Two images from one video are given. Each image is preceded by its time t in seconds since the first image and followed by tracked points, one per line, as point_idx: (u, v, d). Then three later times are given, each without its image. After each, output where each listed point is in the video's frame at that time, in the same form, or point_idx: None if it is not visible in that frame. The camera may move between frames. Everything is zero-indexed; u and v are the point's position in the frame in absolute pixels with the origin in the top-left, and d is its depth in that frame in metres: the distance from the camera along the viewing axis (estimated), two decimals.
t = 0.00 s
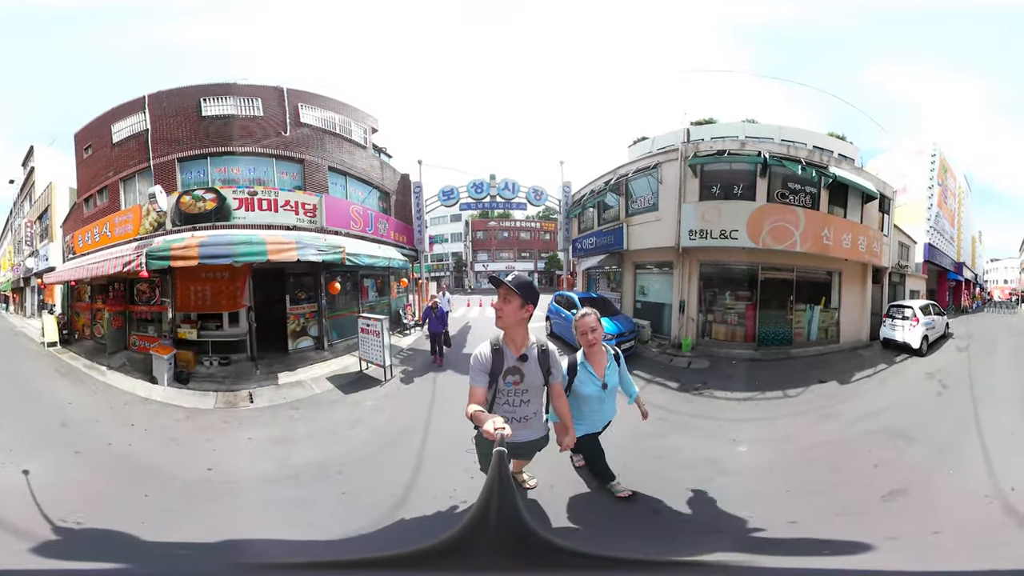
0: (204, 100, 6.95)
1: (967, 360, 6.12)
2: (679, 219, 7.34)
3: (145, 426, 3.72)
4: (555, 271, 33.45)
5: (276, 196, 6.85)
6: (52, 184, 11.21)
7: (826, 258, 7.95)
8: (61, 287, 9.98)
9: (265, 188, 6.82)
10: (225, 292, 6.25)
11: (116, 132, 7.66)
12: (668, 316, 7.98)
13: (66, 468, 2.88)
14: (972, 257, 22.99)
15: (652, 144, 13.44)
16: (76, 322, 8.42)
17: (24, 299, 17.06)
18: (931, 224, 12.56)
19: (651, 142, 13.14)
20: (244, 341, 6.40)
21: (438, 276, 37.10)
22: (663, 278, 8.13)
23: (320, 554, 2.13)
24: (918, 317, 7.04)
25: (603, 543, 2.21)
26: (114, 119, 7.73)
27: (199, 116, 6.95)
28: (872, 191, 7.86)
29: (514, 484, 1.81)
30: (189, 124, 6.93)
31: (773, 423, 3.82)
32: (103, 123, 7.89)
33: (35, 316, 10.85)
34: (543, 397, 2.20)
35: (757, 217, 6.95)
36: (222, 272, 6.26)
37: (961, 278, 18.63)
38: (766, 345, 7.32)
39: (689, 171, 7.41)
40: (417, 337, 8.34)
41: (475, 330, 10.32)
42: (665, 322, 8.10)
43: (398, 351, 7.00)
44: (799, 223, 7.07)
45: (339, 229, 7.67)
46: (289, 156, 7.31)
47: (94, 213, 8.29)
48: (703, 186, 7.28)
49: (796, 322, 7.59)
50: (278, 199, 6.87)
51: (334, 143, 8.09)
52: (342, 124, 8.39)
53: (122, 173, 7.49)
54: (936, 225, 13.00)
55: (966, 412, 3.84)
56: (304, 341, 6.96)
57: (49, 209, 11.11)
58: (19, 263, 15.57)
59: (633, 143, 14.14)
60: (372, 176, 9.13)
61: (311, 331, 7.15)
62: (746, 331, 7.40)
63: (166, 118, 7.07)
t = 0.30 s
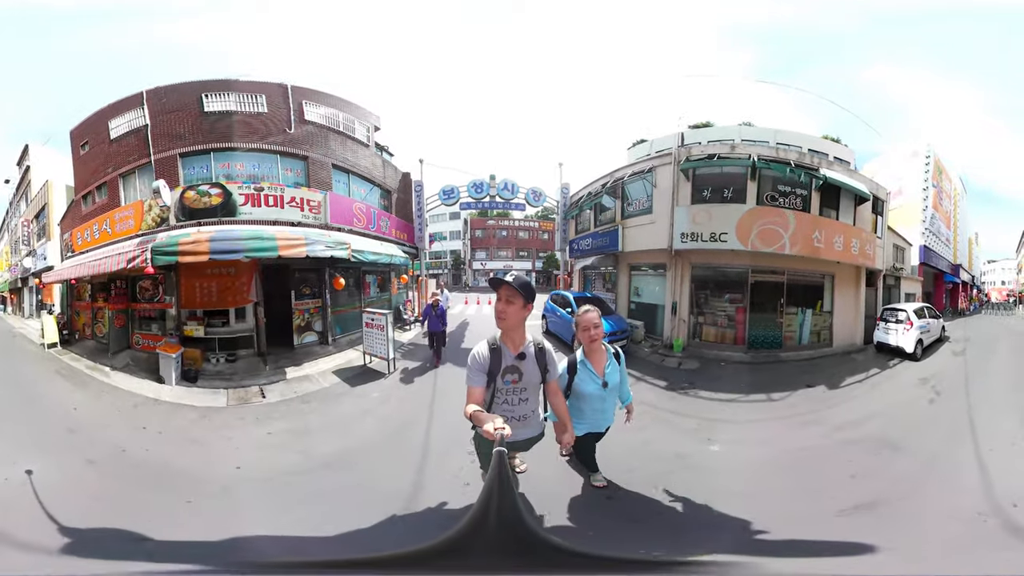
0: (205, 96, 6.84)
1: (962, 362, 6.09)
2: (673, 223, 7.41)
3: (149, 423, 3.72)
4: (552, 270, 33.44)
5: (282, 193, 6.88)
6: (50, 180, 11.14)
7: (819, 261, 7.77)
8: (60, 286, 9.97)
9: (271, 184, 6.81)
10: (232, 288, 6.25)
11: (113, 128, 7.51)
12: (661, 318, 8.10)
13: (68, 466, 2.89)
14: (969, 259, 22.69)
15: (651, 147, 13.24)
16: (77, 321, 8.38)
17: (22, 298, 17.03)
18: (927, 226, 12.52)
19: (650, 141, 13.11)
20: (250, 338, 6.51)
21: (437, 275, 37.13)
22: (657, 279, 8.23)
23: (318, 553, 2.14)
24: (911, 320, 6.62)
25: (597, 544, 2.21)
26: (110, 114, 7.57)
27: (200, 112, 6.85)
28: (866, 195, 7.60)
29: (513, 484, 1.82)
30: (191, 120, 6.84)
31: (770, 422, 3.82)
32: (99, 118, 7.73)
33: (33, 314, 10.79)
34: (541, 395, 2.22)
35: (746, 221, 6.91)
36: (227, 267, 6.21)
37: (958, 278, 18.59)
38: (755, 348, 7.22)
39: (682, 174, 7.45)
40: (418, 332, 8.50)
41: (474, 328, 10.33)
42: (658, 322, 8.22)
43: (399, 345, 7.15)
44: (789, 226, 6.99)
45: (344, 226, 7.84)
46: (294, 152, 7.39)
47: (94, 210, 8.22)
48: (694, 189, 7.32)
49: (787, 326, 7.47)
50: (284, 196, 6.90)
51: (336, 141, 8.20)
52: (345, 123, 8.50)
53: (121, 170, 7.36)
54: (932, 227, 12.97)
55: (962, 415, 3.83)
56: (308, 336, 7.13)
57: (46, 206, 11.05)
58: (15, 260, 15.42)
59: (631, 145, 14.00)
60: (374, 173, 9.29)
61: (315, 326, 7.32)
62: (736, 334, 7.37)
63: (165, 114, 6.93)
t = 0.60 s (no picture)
0: (215, 97, 6.83)
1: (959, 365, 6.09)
2: (670, 221, 7.50)
3: (155, 425, 3.74)
4: (555, 269, 33.45)
5: (293, 195, 6.91)
6: (54, 180, 11.14)
7: (817, 260, 7.64)
8: (64, 288, 9.98)
9: (283, 186, 6.86)
10: (242, 289, 6.26)
11: (120, 129, 7.44)
12: (659, 314, 8.11)
13: (71, 469, 2.89)
14: (971, 257, 22.71)
15: (650, 146, 13.56)
16: (81, 325, 8.34)
17: (27, 300, 17.10)
18: (929, 225, 12.52)
19: (651, 141, 13.07)
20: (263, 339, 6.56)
21: (439, 274, 37.17)
22: (655, 276, 8.24)
23: (324, 550, 2.15)
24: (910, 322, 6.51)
25: (595, 542, 2.20)
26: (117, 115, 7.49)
27: (211, 113, 6.83)
28: (866, 191, 7.46)
29: (514, 482, 1.83)
30: (200, 122, 6.81)
31: (772, 422, 3.81)
32: (105, 120, 7.65)
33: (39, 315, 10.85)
34: (538, 394, 2.21)
35: (740, 219, 6.87)
36: (239, 270, 6.26)
37: (960, 276, 18.64)
38: (750, 346, 7.21)
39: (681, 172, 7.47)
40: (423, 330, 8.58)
41: (477, 326, 10.33)
42: (655, 319, 8.24)
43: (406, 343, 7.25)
44: (784, 223, 6.90)
45: (352, 228, 7.96)
46: (301, 155, 7.41)
47: (98, 211, 8.13)
48: (691, 188, 7.37)
49: (783, 324, 7.36)
50: (295, 198, 6.95)
51: (341, 143, 8.25)
52: (349, 125, 8.56)
53: (127, 171, 7.27)
54: (933, 226, 13.01)
55: (962, 419, 3.82)
56: (318, 338, 7.21)
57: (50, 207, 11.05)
58: (22, 262, 15.43)
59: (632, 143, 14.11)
60: (378, 175, 9.35)
61: (325, 326, 7.40)
62: (732, 332, 7.34)
63: (173, 115, 6.87)
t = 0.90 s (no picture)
0: (228, 93, 6.90)
1: (968, 370, 5.96)
2: (670, 225, 7.47)
3: (162, 423, 3.79)
4: (561, 269, 33.44)
5: (307, 192, 7.02)
6: (59, 178, 11.26)
7: (817, 262, 7.41)
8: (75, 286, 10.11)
9: (297, 183, 6.96)
10: (257, 285, 6.28)
11: (128, 124, 7.52)
12: (661, 317, 8.18)
13: (78, 467, 2.94)
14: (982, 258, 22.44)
15: (657, 149, 13.41)
16: (91, 325, 8.43)
17: (37, 298, 17.30)
18: (936, 224, 12.30)
19: (657, 144, 13.01)
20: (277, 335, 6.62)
21: (445, 273, 37.28)
22: (657, 280, 8.32)
23: (325, 547, 2.18)
24: (914, 326, 6.33)
25: (589, 544, 2.17)
26: (126, 110, 7.56)
27: (223, 109, 6.87)
28: (866, 192, 7.27)
29: (514, 482, 1.83)
30: (213, 117, 6.84)
31: (775, 427, 3.77)
32: (113, 113, 7.73)
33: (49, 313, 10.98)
34: (538, 395, 2.21)
35: (740, 223, 6.77)
36: (256, 265, 6.28)
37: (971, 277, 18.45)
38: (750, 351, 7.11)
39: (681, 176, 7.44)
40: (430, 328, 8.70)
41: (482, 326, 10.31)
42: (658, 321, 8.29)
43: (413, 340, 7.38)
44: (784, 226, 6.74)
45: (363, 225, 8.09)
46: (313, 152, 7.48)
47: (107, 207, 8.23)
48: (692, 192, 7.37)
49: (784, 328, 7.25)
50: (309, 196, 7.06)
51: (354, 140, 8.35)
52: (362, 123, 8.63)
53: (135, 165, 7.37)
54: (941, 227, 12.87)
55: (967, 426, 3.76)
56: (329, 331, 7.28)
57: (60, 204, 11.15)
58: (32, 260, 15.57)
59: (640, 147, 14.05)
60: (389, 173, 9.47)
61: (335, 322, 7.46)
62: (733, 335, 7.28)
63: (183, 110, 6.92)
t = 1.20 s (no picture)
0: (242, 95, 6.89)
1: (973, 370, 5.90)
2: (666, 225, 7.56)
3: (161, 420, 3.78)
4: (564, 271, 33.44)
5: (319, 195, 7.06)
6: (68, 175, 11.26)
7: (813, 260, 7.30)
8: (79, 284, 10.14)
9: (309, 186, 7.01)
10: (269, 284, 6.35)
11: (138, 123, 7.32)
12: (659, 316, 8.19)
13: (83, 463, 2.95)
14: (985, 260, 22.44)
15: (658, 150, 13.40)
16: (98, 324, 8.45)
17: (42, 297, 17.37)
18: (938, 223, 12.18)
19: (657, 144, 12.98)
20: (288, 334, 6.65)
21: (448, 275, 37.34)
22: (656, 280, 8.35)
23: (321, 552, 2.15)
24: (915, 325, 6.26)
25: (586, 542, 2.20)
26: (135, 108, 7.36)
27: (237, 111, 6.86)
28: (863, 187, 7.21)
29: (513, 484, 1.83)
30: (229, 118, 6.79)
31: (776, 427, 3.77)
32: (122, 111, 7.51)
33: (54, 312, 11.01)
34: (537, 399, 2.21)
35: (735, 220, 6.76)
36: (269, 266, 6.36)
37: (974, 278, 18.42)
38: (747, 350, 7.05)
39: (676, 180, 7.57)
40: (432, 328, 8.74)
41: (485, 326, 10.33)
42: (657, 321, 8.30)
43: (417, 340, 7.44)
44: (779, 224, 6.68)
45: (372, 229, 8.16)
46: (324, 155, 7.56)
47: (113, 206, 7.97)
48: (689, 194, 7.42)
49: (781, 327, 7.18)
50: (320, 198, 7.10)
51: (363, 145, 8.43)
52: (369, 127, 8.75)
53: (145, 163, 7.17)
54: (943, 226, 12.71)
55: (970, 427, 3.75)
56: (338, 330, 7.39)
57: (65, 202, 11.15)
58: (37, 260, 15.57)
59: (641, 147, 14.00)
60: (395, 178, 9.57)
61: (343, 321, 7.57)
62: (729, 334, 7.26)
63: (196, 110, 6.84)
